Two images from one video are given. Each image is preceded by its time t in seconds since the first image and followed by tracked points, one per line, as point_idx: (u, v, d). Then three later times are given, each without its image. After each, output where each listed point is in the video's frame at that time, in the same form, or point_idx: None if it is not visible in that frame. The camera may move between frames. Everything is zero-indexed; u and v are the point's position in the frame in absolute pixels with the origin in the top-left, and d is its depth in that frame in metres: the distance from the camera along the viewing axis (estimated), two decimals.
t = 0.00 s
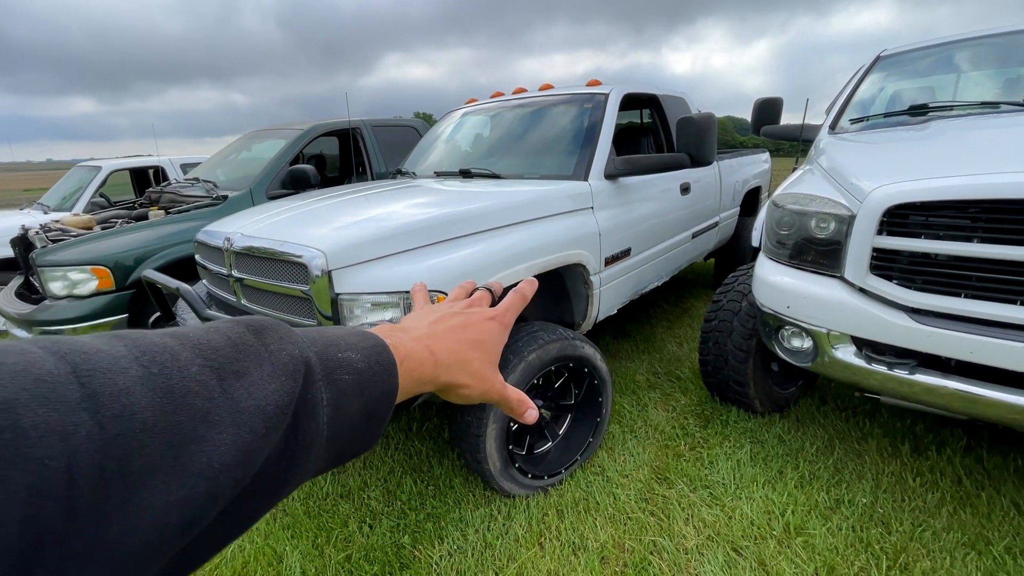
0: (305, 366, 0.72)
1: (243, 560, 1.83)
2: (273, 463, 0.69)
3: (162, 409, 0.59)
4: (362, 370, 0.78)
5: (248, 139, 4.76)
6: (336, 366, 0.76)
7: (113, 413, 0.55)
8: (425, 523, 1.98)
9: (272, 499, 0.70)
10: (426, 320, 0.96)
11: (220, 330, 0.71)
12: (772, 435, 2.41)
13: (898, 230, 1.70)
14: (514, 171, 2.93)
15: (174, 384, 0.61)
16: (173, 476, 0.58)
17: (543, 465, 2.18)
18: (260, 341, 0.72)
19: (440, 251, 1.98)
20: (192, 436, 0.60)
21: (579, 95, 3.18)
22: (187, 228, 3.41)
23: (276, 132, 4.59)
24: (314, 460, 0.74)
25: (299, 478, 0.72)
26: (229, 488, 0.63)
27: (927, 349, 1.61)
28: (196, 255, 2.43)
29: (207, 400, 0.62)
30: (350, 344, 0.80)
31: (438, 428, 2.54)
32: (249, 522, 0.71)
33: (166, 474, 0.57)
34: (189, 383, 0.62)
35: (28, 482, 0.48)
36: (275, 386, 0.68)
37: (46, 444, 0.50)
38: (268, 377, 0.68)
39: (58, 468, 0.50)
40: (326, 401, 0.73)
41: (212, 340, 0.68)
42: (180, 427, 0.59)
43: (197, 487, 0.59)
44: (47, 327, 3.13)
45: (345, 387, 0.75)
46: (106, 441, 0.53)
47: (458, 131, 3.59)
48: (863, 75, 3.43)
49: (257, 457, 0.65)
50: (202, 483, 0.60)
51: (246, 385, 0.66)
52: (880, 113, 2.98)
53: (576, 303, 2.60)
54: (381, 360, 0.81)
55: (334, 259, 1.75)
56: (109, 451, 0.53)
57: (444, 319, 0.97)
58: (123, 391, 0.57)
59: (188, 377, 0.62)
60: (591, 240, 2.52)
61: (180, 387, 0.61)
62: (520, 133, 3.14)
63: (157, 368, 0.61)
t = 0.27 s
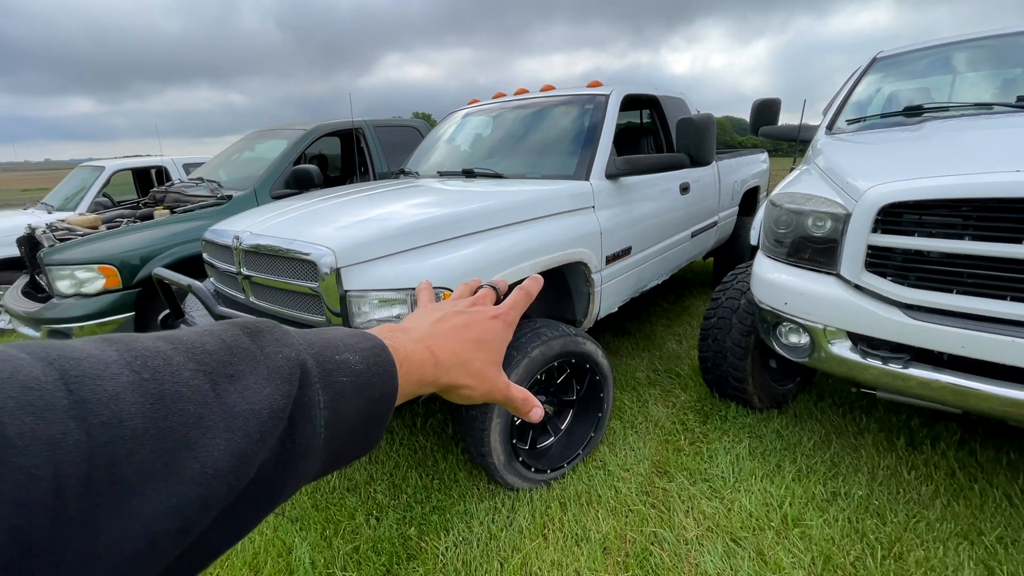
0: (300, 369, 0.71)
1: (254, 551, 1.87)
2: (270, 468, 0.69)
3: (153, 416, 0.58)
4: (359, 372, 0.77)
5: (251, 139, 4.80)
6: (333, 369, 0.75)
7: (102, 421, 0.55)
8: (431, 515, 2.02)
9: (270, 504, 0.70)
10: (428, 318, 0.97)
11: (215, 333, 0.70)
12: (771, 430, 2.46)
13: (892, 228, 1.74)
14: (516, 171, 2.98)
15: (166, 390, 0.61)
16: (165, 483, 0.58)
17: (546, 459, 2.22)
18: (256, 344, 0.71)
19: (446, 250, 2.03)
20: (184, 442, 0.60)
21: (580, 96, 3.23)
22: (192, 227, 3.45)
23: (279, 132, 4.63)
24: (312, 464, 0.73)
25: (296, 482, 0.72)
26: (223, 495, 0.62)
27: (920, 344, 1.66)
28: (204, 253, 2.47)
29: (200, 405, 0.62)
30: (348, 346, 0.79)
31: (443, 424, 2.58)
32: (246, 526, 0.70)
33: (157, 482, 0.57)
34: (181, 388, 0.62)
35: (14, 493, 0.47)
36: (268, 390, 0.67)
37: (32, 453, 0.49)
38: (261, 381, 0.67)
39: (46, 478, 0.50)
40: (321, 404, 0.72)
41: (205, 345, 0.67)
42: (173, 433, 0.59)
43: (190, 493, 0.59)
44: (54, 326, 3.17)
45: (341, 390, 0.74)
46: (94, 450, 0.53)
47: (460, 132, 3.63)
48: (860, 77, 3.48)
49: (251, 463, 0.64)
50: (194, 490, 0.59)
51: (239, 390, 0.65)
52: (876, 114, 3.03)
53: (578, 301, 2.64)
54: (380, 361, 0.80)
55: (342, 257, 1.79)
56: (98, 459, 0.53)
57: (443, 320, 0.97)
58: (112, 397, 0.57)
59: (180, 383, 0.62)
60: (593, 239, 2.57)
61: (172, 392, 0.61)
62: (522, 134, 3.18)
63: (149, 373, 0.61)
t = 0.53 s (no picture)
0: (307, 366, 0.71)
1: (262, 547, 1.90)
2: (278, 464, 0.69)
3: (160, 416, 0.58)
4: (365, 366, 0.77)
5: (254, 140, 4.83)
6: (340, 363, 0.75)
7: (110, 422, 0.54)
8: (436, 512, 2.06)
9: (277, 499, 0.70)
10: (437, 309, 1.00)
11: (220, 332, 0.70)
12: (770, 428, 2.49)
13: (890, 229, 1.77)
14: (518, 172, 3.01)
15: (173, 389, 0.60)
16: (175, 481, 0.57)
17: (549, 456, 2.25)
18: (262, 341, 0.71)
19: (451, 250, 2.06)
20: (193, 440, 0.59)
21: (581, 97, 3.26)
22: (197, 228, 3.48)
23: (282, 133, 4.66)
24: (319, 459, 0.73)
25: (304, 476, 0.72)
26: (231, 492, 0.62)
27: (917, 343, 1.69)
28: (211, 254, 2.50)
29: (208, 404, 0.62)
30: (353, 340, 0.79)
31: (447, 422, 2.62)
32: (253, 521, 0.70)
33: (167, 480, 0.57)
34: (188, 388, 0.61)
35: (27, 494, 0.47)
36: (275, 387, 0.67)
37: (44, 455, 0.49)
38: (268, 378, 0.67)
39: (58, 478, 0.49)
40: (329, 399, 0.72)
41: (210, 344, 0.67)
42: (181, 432, 0.59)
43: (199, 491, 0.59)
44: (61, 325, 3.20)
45: (349, 384, 0.74)
46: (103, 451, 0.53)
47: (462, 133, 3.67)
48: (859, 79, 3.51)
49: (260, 459, 0.64)
50: (204, 487, 0.59)
51: (246, 386, 0.65)
52: (874, 116, 3.06)
53: (580, 301, 2.68)
54: (385, 355, 0.81)
55: (350, 257, 1.82)
56: (107, 461, 0.53)
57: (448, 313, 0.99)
58: (120, 398, 0.56)
59: (187, 382, 0.62)
60: (595, 239, 2.60)
61: (178, 391, 0.60)
62: (524, 135, 3.21)
63: (155, 374, 0.60)
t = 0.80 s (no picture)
0: (224, 348, 0.67)
1: (266, 544, 1.92)
2: (204, 451, 0.64)
3: (57, 406, 0.53)
4: (294, 342, 0.72)
5: (256, 140, 4.84)
6: (266, 343, 0.71)
7: None
8: (439, 510, 2.07)
9: (211, 489, 0.64)
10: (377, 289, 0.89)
11: (127, 329, 0.66)
12: (771, 427, 2.50)
13: (890, 228, 1.78)
14: (520, 172, 3.02)
15: (72, 382, 0.56)
16: (81, 470, 0.52)
17: (551, 455, 2.26)
18: (175, 333, 0.67)
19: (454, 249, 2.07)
20: (98, 426, 0.55)
21: (583, 97, 3.27)
22: (199, 227, 3.49)
23: (283, 133, 4.67)
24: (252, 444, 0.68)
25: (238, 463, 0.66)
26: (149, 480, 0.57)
27: (918, 342, 1.70)
28: (215, 253, 2.51)
29: (113, 391, 0.58)
30: (280, 322, 0.75)
31: (449, 420, 2.63)
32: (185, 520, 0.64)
33: (70, 469, 0.52)
34: (89, 380, 0.57)
35: None
36: (187, 372, 0.63)
37: None
38: (178, 365, 0.63)
39: None
40: (255, 378, 0.68)
41: (122, 340, 0.63)
42: (84, 419, 0.54)
43: (110, 481, 0.54)
44: (64, 325, 3.20)
45: (277, 361, 0.70)
46: None
47: (464, 133, 3.68)
48: (859, 79, 3.52)
49: (177, 442, 0.59)
50: (116, 473, 0.54)
51: (154, 374, 0.61)
52: (875, 116, 3.07)
53: (582, 300, 2.69)
54: (317, 328, 0.76)
55: (354, 256, 1.83)
56: None
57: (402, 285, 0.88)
58: (10, 392, 0.51)
59: (87, 374, 0.58)
60: (597, 239, 2.61)
61: (78, 382, 0.56)
62: (526, 135, 3.23)
63: (51, 370, 0.56)
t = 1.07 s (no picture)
0: (43, 427, 0.61)
1: (265, 543, 1.92)
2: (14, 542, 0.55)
3: None
4: (137, 412, 0.69)
5: (256, 139, 4.84)
6: (99, 416, 0.66)
7: None
8: (438, 509, 2.07)
9: None
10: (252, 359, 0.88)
11: None
12: (770, 426, 2.50)
13: (888, 227, 1.78)
14: (519, 171, 3.02)
15: None
16: None
17: (549, 454, 2.27)
18: None
19: (453, 249, 2.07)
20: None
21: (582, 97, 3.27)
22: (199, 227, 3.50)
23: (283, 132, 4.67)
24: (81, 525, 0.62)
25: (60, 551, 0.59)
26: None
27: (916, 341, 1.71)
28: (214, 252, 2.51)
29: None
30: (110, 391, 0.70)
31: (448, 420, 2.63)
32: None
33: None
34: None
35: None
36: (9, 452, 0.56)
37: None
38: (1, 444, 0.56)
39: None
40: (83, 456, 0.62)
41: None
42: None
43: None
44: (64, 324, 3.20)
45: (116, 433, 0.65)
46: None
47: (463, 132, 3.68)
48: (858, 78, 3.52)
49: None
50: None
51: None
52: (874, 115, 3.07)
53: (581, 299, 2.70)
54: (163, 392, 0.72)
55: (352, 256, 1.83)
56: None
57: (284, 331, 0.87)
58: None
59: None
60: (596, 238, 2.61)
61: None
62: (525, 135, 3.23)
63: None
